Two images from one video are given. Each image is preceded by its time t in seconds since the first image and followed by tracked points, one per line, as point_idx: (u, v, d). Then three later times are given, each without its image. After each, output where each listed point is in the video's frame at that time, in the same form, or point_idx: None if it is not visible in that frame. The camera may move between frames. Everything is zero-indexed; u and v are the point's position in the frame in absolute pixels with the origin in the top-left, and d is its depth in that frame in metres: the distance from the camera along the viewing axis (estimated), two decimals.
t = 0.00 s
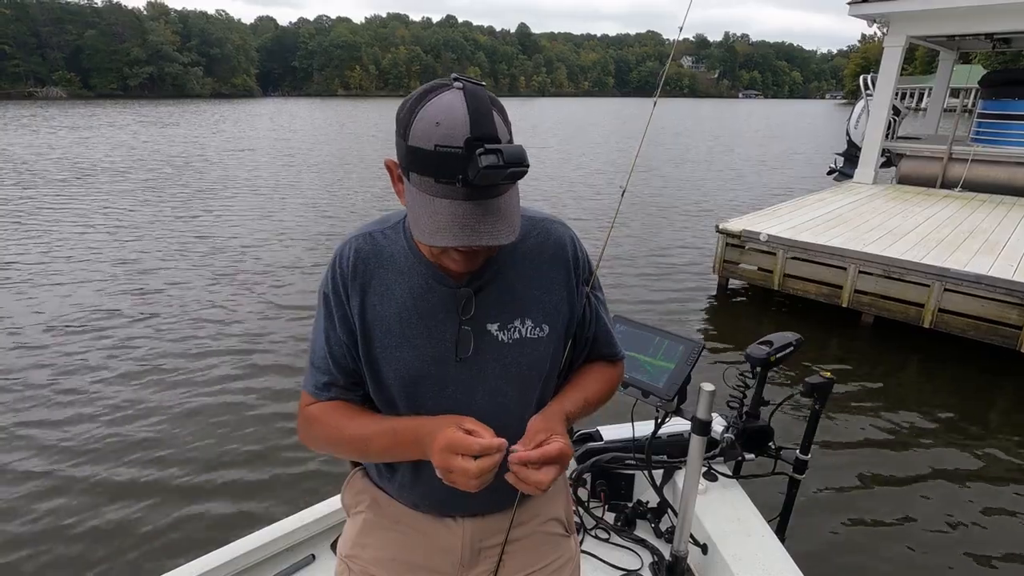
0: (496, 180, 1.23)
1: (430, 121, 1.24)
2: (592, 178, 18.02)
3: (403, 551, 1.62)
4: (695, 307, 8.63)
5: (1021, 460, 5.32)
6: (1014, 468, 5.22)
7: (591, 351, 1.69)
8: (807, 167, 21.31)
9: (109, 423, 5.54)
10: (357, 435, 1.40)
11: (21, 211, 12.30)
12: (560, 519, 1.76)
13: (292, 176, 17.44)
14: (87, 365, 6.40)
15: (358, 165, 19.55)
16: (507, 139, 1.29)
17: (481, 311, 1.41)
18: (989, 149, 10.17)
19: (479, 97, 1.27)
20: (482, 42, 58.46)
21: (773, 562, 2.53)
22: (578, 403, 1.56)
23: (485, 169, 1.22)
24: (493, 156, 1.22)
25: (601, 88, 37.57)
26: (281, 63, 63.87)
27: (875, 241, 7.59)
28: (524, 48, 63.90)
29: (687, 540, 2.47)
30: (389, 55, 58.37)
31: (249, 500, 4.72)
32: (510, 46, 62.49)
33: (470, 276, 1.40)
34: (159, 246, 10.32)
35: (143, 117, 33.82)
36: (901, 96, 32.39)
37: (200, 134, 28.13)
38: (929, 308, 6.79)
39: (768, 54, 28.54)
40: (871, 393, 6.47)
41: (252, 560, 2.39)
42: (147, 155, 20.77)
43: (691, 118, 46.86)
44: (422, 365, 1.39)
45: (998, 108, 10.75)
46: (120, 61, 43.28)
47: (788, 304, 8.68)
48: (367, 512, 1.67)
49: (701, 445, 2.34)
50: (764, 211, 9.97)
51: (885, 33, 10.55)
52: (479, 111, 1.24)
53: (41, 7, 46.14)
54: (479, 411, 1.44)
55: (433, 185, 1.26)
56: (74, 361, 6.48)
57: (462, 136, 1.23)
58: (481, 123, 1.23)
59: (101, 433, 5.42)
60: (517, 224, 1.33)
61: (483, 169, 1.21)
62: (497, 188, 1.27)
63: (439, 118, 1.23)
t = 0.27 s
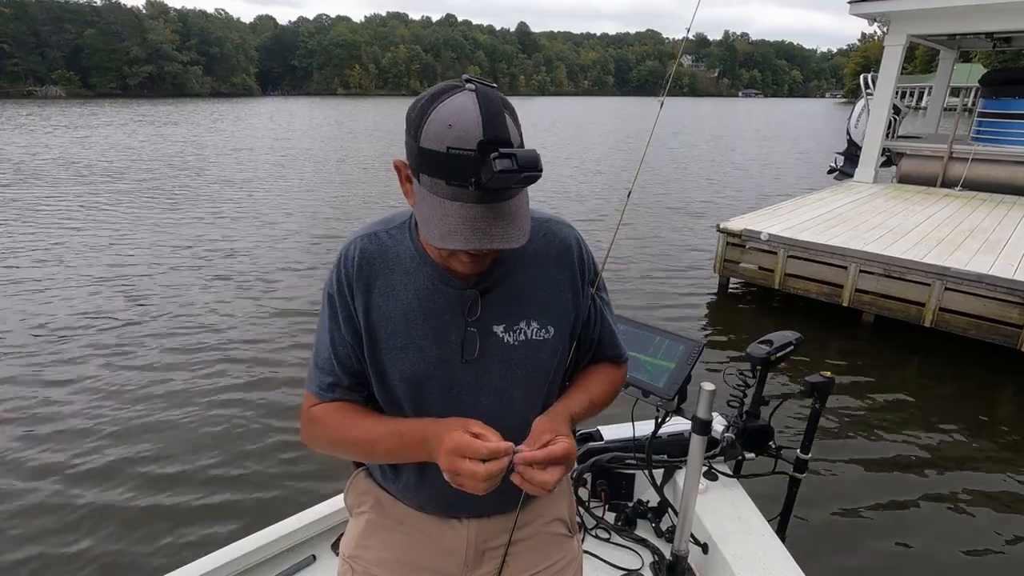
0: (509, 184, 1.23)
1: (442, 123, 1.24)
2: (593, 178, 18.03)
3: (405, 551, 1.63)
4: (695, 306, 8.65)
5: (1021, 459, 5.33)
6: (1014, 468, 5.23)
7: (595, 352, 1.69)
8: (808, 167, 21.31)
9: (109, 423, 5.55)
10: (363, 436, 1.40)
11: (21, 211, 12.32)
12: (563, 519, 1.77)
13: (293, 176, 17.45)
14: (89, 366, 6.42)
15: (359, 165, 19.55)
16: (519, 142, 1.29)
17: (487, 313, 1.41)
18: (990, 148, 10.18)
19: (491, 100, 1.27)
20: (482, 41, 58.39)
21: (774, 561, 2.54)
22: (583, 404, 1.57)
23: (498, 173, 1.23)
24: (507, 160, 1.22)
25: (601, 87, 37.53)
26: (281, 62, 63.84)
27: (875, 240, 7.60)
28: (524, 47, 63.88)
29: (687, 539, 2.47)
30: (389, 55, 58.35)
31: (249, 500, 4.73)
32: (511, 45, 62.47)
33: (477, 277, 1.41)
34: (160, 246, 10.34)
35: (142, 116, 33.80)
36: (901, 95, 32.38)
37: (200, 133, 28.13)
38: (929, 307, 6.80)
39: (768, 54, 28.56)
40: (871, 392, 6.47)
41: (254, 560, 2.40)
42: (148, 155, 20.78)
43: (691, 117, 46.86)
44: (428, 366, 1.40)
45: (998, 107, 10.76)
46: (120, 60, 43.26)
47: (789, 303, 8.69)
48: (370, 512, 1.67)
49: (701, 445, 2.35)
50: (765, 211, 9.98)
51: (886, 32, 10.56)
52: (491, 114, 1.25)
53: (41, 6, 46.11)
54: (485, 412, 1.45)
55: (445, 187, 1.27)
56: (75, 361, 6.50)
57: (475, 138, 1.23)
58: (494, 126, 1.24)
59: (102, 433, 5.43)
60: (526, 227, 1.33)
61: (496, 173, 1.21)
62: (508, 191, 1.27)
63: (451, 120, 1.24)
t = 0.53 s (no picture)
0: (515, 185, 1.24)
1: (449, 124, 1.25)
2: (593, 178, 18.03)
3: (407, 551, 1.64)
4: (696, 306, 8.66)
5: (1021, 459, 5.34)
6: (1013, 467, 5.24)
7: (598, 353, 1.70)
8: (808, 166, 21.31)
9: (110, 425, 5.57)
10: (367, 436, 1.41)
11: (22, 212, 12.32)
12: (565, 519, 1.77)
13: (293, 176, 17.46)
14: (91, 368, 6.44)
15: (359, 165, 19.57)
16: (526, 143, 1.30)
17: (491, 313, 1.42)
18: (990, 148, 10.19)
19: (498, 101, 1.28)
20: (482, 40, 58.35)
21: (774, 561, 2.55)
22: (586, 404, 1.57)
23: (505, 173, 1.23)
24: (515, 160, 1.23)
25: (602, 87, 37.52)
26: (281, 62, 63.83)
27: (876, 240, 7.61)
28: (524, 46, 63.86)
29: (687, 539, 2.48)
30: (389, 54, 58.33)
31: (251, 503, 4.75)
32: (510, 44, 62.44)
33: (481, 277, 1.41)
34: (161, 247, 10.35)
35: (143, 116, 33.81)
36: (901, 94, 32.39)
37: (200, 133, 28.13)
38: (930, 307, 6.81)
39: (768, 53, 28.60)
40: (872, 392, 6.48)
41: (255, 560, 2.41)
42: (148, 155, 20.78)
43: (691, 117, 46.85)
44: (431, 366, 1.41)
45: (998, 107, 10.77)
46: (120, 60, 43.25)
47: (789, 303, 8.70)
48: (372, 512, 1.68)
49: (701, 445, 2.36)
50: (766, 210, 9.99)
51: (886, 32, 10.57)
52: (498, 115, 1.25)
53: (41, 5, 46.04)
54: (488, 412, 1.46)
55: (451, 187, 1.27)
56: (78, 363, 6.52)
57: (482, 139, 1.24)
58: (501, 127, 1.25)
59: (103, 436, 5.45)
60: (532, 227, 1.34)
61: (504, 174, 1.22)
62: (515, 192, 1.28)
63: (458, 120, 1.25)
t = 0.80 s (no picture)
0: (517, 182, 1.24)
1: (452, 121, 1.25)
2: (594, 178, 18.04)
3: (407, 551, 1.64)
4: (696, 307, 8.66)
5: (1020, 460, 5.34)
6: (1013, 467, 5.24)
7: (597, 352, 1.70)
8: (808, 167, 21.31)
9: (110, 427, 5.58)
10: (366, 434, 1.41)
11: (22, 213, 12.32)
12: (565, 519, 1.77)
13: (293, 177, 17.45)
14: (92, 371, 6.45)
15: (359, 166, 19.57)
16: (527, 141, 1.30)
17: (491, 312, 1.42)
18: (991, 148, 10.19)
19: (500, 99, 1.28)
20: (482, 40, 58.31)
21: (774, 561, 2.54)
22: (585, 403, 1.57)
23: (506, 170, 1.24)
24: (517, 158, 1.23)
25: (602, 87, 37.51)
26: (281, 62, 63.83)
27: (877, 240, 7.60)
28: (524, 46, 63.86)
29: (687, 539, 2.48)
30: (389, 54, 58.33)
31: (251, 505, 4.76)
32: (511, 45, 62.43)
33: (481, 276, 1.41)
34: (162, 249, 10.36)
35: (143, 117, 33.82)
36: (902, 95, 32.41)
37: (200, 134, 28.12)
38: (931, 308, 6.80)
39: (768, 54, 28.60)
40: (872, 392, 6.48)
41: (254, 561, 2.40)
42: (148, 156, 20.77)
43: (691, 117, 46.84)
44: (431, 365, 1.41)
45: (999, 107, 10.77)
46: (120, 60, 43.27)
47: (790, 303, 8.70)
48: (372, 511, 1.68)
49: (701, 445, 2.36)
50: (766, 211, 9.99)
51: (887, 32, 10.56)
52: (501, 114, 1.26)
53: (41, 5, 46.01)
54: (487, 411, 1.46)
55: (453, 184, 1.27)
56: (78, 366, 6.53)
57: (484, 136, 1.24)
58: (503, 125, 1.25)
59: (104, 438, 5.46)
60: (533, 225, 1.34)
61: (506, 170, 1.22)
62: (515, 189, 1.28)
63: (461, 118, 1.25)
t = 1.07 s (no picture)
0: (512, 179, 1.25)
1: (447, 119, 1.25)
2: (595, 179, 18.04)
3: (405, 551, 1.64)
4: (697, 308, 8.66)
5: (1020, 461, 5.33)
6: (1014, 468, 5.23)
7: (594, 352, 1.70)
8: (810, 167, 21.30)
9: (111, 428, 5.59)
10: (365, 432, 1.41)
11: (24, 215, 12.34)
12: (563, 519, 1.77)
13: (295, 178, 17.48)
14: (93, 372, 6.46)
15: (360, 167, 19.59)
16: (523, 139, 1.30)
17: (488, 311, 1.42)
18: (992, 149, 10.18)
19: (496, 98, 1.29)
20: (483, 41, 58.31)
21: (773, 561, 2.54)
22: (582, 401, 1.58)
23: (501, 168, 1.24)
24: (511, 155, 1.24)
25: (603, 88, 37.50)
26: (282, 63, 63.87)
27: (878, 241, 7.60)
28: (525, 47, 63.84)
29: (687, 539, 2.48)
30: (390, 55, 58.34)
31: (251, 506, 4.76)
32: (512, 46, 62.40)
33: (478, 275, 1.41)
34: (163, 251, 10.37)
35: (145, 118, 33.87)
36: (903, 95, 32.37)
37: (201, 135, 28.14)
38: (932, 308, 6.80)
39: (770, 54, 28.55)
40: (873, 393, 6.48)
41: (253, 561, 2.40)
42: (150, 157, 20.81)
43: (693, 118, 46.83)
44: (428, 364, 1.41)
45: (1000, 108, 10.76)
46: (122, 61, 43.34)
47: (791, 304, 8.70)
48: (371, 511, 1.68)
49: (701, 445, 2.35)
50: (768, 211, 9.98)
51: (888, 33, 10.56)
52: (497, 112, 1.26)
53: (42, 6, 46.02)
54: (485, 409, 1.46)
55: (449, 182, 1.27)
56: (80, 367, 6.54)
57: (480, 134, 1.24)
58: (499, 123, 1.25)
59: (105, 439, 5.47)
60: (529, 223, 1.34)
61: (500, 167, 1.23)
62: (511, 187, 1.28)
63: (457, 116, 1.24)
